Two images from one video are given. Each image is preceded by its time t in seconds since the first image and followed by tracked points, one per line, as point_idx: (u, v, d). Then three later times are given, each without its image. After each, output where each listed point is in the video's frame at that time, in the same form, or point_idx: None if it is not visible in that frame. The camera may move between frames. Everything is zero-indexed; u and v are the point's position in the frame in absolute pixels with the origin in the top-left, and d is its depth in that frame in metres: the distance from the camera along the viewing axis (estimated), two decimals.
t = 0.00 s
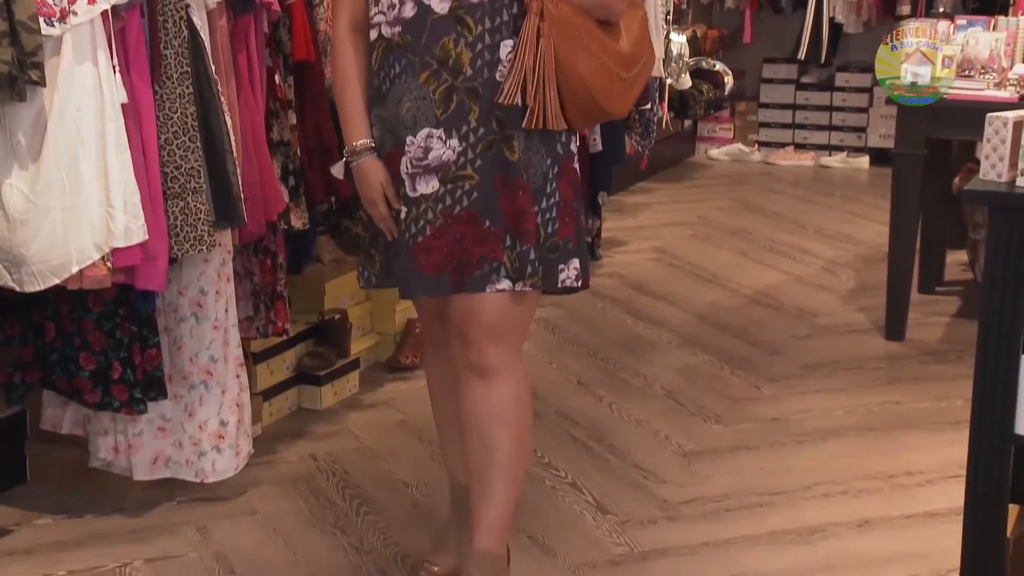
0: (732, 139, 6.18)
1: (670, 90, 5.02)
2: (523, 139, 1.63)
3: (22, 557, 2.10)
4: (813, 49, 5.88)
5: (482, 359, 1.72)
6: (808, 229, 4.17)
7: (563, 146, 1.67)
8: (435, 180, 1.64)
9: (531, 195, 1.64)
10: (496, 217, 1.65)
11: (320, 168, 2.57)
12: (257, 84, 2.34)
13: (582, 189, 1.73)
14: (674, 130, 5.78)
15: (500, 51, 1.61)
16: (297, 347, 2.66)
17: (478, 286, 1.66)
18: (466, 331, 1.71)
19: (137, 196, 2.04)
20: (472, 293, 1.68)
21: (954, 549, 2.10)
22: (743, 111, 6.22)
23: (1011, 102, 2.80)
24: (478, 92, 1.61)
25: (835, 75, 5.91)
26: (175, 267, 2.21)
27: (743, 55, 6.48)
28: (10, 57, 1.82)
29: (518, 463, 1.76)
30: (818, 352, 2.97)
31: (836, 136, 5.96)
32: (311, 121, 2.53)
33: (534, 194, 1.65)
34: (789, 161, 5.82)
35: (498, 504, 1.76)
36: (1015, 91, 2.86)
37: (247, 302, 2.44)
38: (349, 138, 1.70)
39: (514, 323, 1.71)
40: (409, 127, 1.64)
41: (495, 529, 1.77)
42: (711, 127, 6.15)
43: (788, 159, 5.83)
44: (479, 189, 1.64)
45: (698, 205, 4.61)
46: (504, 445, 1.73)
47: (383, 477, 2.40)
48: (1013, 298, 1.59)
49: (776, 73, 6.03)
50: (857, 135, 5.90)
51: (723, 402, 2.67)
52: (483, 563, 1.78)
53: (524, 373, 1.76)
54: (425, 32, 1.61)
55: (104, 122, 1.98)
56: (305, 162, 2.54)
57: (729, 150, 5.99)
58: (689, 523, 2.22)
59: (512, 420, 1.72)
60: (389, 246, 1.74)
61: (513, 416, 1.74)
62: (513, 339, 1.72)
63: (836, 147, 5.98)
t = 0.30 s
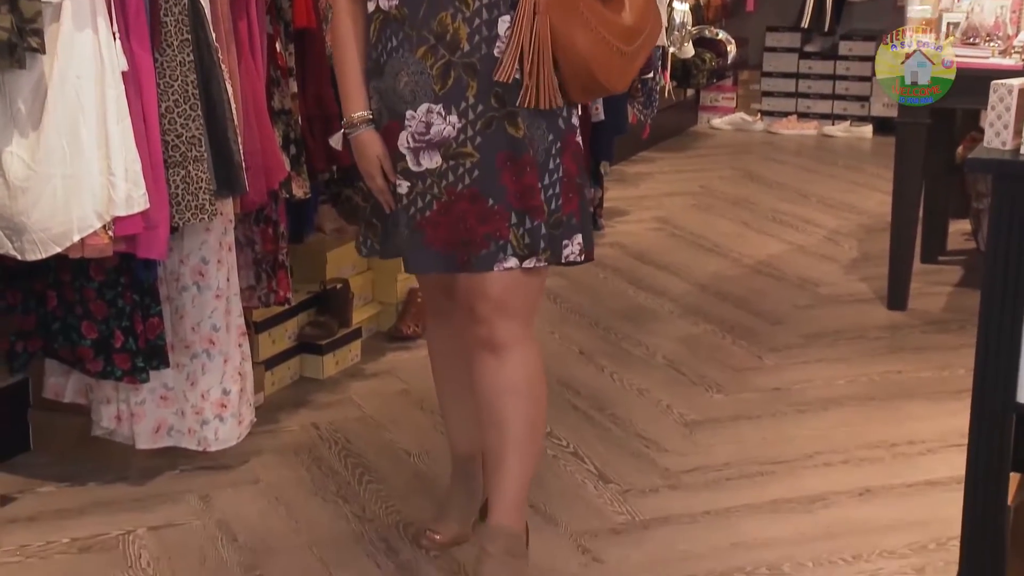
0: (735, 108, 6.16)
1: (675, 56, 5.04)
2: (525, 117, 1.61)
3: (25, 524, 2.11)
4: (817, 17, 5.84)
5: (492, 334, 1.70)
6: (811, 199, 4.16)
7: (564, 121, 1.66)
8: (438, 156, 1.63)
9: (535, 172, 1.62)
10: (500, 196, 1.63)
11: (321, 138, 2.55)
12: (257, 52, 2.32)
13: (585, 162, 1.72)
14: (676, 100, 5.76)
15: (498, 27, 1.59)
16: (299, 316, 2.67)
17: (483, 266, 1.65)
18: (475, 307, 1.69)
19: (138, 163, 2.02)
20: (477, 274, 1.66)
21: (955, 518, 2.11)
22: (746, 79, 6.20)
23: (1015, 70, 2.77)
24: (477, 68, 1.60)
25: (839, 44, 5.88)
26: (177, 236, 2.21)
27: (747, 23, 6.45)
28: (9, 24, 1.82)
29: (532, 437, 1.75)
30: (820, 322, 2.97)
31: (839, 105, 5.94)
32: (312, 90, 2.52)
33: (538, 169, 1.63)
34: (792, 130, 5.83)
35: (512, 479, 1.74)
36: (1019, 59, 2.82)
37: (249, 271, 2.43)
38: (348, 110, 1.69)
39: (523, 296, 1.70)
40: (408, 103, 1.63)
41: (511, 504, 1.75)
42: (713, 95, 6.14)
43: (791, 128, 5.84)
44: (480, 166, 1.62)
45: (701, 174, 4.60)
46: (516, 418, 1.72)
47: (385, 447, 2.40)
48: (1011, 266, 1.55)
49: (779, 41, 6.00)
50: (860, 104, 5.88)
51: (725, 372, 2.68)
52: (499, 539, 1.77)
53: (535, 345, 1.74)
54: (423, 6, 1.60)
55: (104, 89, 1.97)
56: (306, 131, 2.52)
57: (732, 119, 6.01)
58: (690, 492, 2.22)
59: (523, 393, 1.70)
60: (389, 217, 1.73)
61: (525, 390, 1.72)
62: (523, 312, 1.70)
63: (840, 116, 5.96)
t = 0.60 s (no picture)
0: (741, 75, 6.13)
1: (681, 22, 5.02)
2: (528, 89, 1.57)
3: (32, 489, 2.12)
4: None
5: (502, 310, 1.68)
6: (816, 166, 4.14)
7: (573, 92, 1.61)
8: (441, 128, 1.60)
9: (539, 146, 1.58)
10: (503, 169, 1.59)
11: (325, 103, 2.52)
12: (261, 19, 2.31)
13: (595, 132, 1.67)
14: (682, 67, 5.73)
15: None
16: (303, 283, 2.67)
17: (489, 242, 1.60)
18: (484, 282, 1.67)
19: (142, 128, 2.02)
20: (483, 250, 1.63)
21: (959, 484, 2.11)
22: (751, 46, 6.16)
23: None
24: (478, 38, 1.56)
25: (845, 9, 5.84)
26: (181, 202, 2.20)
27: None
28: None
29: (541, 412, 1.74)
30: (824, 289, 2.96)
31: (846, 71, 5.91)
32: (317, 55, 2.50)
33: (543, 142, 1.59)
34: (798, 96, 5.79)
35: (520, 455, 1.74)
36: None
37: (254, 238, 2.45)
38: (351, 76, 1.68)
39: (534, 270, 1.67)
40: (411, 73, 1.60)
41: (518, 477, 1.76)
42: (719, 62, 6.12)
43: (797, 95, 5.80)
44: (483, 139, 1.58)
45: (706, 141, 4.58)
46: (526, 394, 1.71)
47: (389, 413, 2.40)
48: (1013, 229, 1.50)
49: (786, 7, 5.96)
50: (867, 70, 5.85)
51: (729, 339, 2.68)
52: (506, 508, 1.77)
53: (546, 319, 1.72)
54: None
55: (107, 54, 1.96)
56: (310, 96, 2.50)
57: (737, 86, 5.97)
58: (694, 458, 2.23)
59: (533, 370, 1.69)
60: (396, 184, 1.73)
61: (536, 364, 1.71)
62: (534, 288, 1.68)
63: (846, 83, 5.93)
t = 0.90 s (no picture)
0: (744, 38, 6.11)
1: None
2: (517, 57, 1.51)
3: (34, 452, 2.12)
4: None
5: (508, 282, 1.68)
6: (820, 130, 4.13)
7: (568, 60, 1.55)
8: (432, 93, 1.58)
9: (524, 115, 1.53)
10: (493, 137, 1.57)
11: (326, 65, 2.53)
12: None
13: (598, 102, 1.60)
14: (685, 30, 5.70)
15: None
16: (305, 247, 2.66)
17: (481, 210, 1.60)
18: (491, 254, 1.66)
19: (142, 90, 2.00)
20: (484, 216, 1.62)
21: (960, 448, 2.11)
22: (755, 9, 6.13)
23: None
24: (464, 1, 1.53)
25: None
26: (182, 165, 2.19)
27: None
28: None
29: (546, 383, 1.74)
30: (827, 253, 2.96)
31: (850, 34, 5.88)
32: (318, 17, 2.48)
33: (530, 112, 1.53)
34: (802, 60, 5.76)
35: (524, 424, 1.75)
36: None
37: (255, 202, 2.44)
38: (353, 40, 1.65)
39: (542, 245, 1.66)
40: (399, 36, 1.57)
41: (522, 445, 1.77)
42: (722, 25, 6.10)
43: (801, 58, 5.78)
44: (473, 106, 1.56)
45: (709, 105, 4.56)
46: (531, 366, 1.71)
47: (391, 378, 2.40)
48: (1016, 196, 1.51)
49: None
50: (871, 33, 5.82)
51: (731, 303, 2.67)
52: (509, 475, 1.79)
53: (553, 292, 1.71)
54: None
55: (106, 15, 1.94)
56: (311, 59, 2.50)
57: (741, 50, 5.91)
58: (696, 421, 2.23)
59: (538, 343, 1.69)
60: (397, 152, 1.72)
61: (543, 337, 1.71)
62: (541, 261, 1.67)
63: (850, 46, 5.90)
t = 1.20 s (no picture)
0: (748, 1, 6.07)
1: None
2: (481, 21, 1.52)
3: (39, 415, 2.13)
4: None
5: (504, 254, 1.68)
6: (825, 93, 4.11)
7: (543, 27, 1.54)
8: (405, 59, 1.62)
9: (488, 83, 1.54)
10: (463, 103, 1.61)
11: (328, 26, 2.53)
12: None
13: (584, 75, 1.56)
14: None
15: None
16: (308, 211, 2.66)
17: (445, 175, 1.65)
18: (486, 229, 1.68)
19: (144, 52, 1.99)
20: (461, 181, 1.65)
21: (963, 411, 2.12)
22: None
23: None
24: None
25: None
26: (184, 127, 2.19)
27: None
28: None
29: (551, 352, 1.73)
30: (831, 217, 2.95)
31: None
32: None
33: (496, 80, 1.54)
34: (806, 23, 5.73)
35: (530, 394, 1.74)
36: None
37: (257, 165, 2.42)
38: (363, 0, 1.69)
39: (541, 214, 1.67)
40: None
41: (530, 415, 1.75)
42: None
43: (805, 21, 5.74)
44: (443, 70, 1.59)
45: (713, 68, 4.54)
46: (532, 337, 1.71)
47: (394, 341, 2.40)
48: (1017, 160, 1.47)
49: None
50: None
51: (735, 267, 2.67)
52: (523, 449, 1.77)
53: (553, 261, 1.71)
54: None
55: None
56: (314, 21, 2.50)
57: (746, 13, 5.83)
58: (699, 385, 2.23)
59: (536, 310, 1.69)
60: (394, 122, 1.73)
61: (544, 308, 1.70)
62: (536, 231, 1.68)
63: (855, 10, 5.87)
